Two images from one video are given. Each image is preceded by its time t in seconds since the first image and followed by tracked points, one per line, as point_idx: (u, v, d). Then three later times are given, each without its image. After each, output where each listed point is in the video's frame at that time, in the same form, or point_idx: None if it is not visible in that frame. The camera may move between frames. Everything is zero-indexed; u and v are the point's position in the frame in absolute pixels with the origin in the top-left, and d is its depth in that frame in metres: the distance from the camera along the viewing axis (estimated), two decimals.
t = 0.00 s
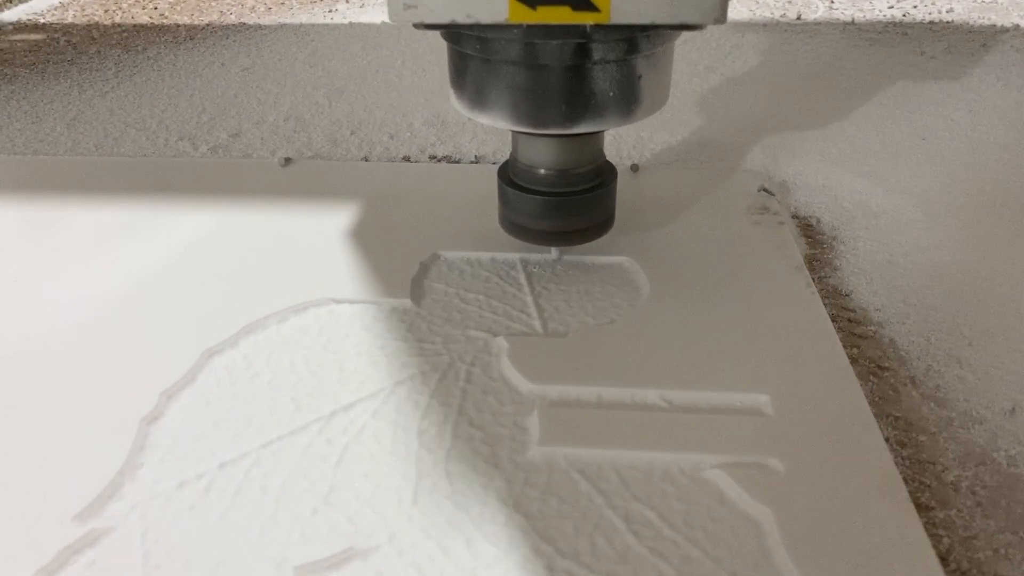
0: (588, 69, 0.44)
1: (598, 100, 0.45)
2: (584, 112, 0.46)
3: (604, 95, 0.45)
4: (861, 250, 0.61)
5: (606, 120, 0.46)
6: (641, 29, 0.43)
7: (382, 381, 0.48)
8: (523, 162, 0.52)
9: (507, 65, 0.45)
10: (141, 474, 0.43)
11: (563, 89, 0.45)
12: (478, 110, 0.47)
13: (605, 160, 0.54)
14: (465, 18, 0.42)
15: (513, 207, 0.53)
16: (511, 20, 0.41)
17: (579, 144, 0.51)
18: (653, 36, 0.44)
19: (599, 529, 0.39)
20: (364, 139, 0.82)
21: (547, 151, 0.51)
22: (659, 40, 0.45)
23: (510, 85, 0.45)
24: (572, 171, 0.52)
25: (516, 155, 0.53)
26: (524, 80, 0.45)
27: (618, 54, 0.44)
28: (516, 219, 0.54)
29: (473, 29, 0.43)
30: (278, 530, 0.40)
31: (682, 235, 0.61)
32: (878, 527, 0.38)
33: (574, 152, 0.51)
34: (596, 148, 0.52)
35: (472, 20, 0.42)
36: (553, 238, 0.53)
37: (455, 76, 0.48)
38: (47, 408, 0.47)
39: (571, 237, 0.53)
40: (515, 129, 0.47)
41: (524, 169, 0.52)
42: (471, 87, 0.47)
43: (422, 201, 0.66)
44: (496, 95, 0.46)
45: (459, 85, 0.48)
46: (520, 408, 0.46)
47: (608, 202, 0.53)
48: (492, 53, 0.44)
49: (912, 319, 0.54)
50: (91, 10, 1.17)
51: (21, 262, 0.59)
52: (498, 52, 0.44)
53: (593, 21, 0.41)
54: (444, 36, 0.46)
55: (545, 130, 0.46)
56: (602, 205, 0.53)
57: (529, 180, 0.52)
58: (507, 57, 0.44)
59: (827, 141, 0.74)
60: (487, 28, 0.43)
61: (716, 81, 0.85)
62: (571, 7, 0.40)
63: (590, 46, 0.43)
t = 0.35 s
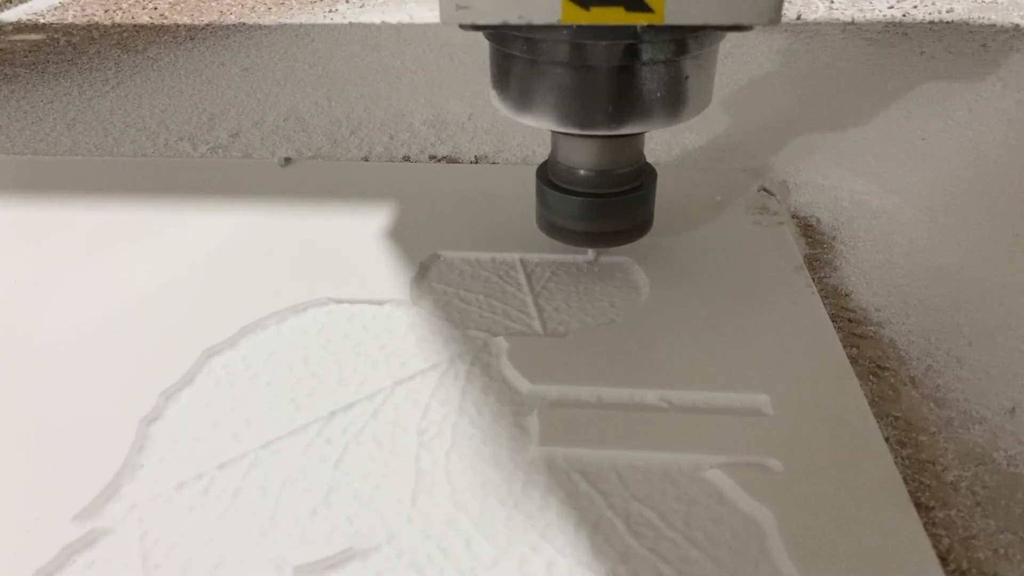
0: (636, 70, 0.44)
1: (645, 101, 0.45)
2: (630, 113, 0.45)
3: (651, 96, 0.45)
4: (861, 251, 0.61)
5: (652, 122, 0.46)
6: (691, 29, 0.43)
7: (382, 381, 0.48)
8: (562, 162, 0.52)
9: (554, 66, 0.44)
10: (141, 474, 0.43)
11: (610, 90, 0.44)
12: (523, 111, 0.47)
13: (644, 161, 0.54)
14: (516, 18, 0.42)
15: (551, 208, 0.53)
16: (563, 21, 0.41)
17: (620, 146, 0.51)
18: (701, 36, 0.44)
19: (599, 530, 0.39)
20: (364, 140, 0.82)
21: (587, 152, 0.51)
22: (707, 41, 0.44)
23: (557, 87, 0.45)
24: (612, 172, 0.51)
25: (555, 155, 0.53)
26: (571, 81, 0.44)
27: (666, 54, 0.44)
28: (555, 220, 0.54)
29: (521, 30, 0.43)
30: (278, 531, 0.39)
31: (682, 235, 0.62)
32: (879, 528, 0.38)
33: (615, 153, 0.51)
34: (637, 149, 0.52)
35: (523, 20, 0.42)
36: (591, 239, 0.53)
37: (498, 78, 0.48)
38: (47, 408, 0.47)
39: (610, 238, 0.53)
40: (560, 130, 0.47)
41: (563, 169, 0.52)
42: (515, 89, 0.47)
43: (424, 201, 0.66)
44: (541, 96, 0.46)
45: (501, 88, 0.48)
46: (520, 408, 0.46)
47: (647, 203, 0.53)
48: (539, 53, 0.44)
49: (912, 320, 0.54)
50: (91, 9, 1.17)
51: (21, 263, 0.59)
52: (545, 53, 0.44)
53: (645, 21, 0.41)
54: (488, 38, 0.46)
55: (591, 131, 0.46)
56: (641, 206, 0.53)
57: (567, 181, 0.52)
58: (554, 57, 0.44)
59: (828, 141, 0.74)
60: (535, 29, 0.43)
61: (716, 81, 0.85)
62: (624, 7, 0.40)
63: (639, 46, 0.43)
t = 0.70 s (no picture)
0: (680, 64, 0.44)
1: (688, 96, 0.45)
2: (672, 108, 0.45)
3: (694, 91, 0.45)
4: (861, 253, 0.61)
5: (695, 117, 0.46)
6: (735, 24, 0.43)
7: (382, 381, 0.48)
8: (597, 159, 0.52)
9: (596, 61, 0.44)
10: (141, 475, 0.43)
11: (653, 85, 0.44)
12: (562, 107, 0.47)
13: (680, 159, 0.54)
14: (563, 13, 0.42)
15: (585, 204, 0.53)
16: (610, 15, 0.41)
17: (658, 142, 0.50)
18: (745, 30, 0.44)
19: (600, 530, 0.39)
20: (365, 140, 0.82)
21: (624, 149, 0.51)
22: (750, 36, 0.44)
23: (599, 82, 0.45)
24: (648, 170, 0.51)
25: (591, 152, 0.53)
26: (613, 75, 0.44)
27: (710, 48, 0.43)
28: (590, 217, 0.53)
29: (564, 25, 0.43)
30: (278, 531, 0.39)
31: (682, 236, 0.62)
32: (880, 528, 0.38)
33: (652, 150, 0.51)
34: (674, 146, 0.52)
35: (569, 15, 0.42)
36: (626, 238, 0.53)
37: (538, 74, 0.48)
38: (48, 408, 0.47)
39: (645, 236, 0.53)
40: (601, 126, 0.46)
41: (598, 166, 0.52)
42: (555, 85, 0.47)
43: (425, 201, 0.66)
44: (582, 92, 0.46)
45: (541, 85, 0.48)
46: (520, 408, 0.46)
47: (682, 201, 0.53)
48: (582, 48, 0.44)
49: (912, 320, 0.54)
50: (91, 10, 1.18)
51: (22, 262, 0.59)
52: (587, 48, 0.44)
53: (694, 16, 0.41)
54: (528, 33, 0.46)
55: (632, 127, 0.46)
56: (677, 204, 0.52)
57: (602, 178, 0.52)
58: (597, 52, 0.44)
59: (829, 141, 0.74)
60: (580, 23, 0.43)
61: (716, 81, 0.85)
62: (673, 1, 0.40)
63: (684, 40, 0.43)
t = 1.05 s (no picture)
0: (640, 69, 0.44)
1: (648, 100, 0.45)
2: (633, 113, 0.45)
3: (654, 96, 0.45)
4: (863, 254, 0.61)
5: (656, 122, 0.46)
6: (693, 29, 0.43)
7: (386, 382, 0.48)
8: (564, 162, 0.52)
9: (557, 66, 0.44)
10: (144, 474, 0.43)
11: (613, 90, 0.44)
12: (525, 111, 0.47)
13: (646, 161, 0.54)
14: (520, 18, 0.42)
15: (552, 207, 0.53)
16: (567, 20, 0.41)
17: (622, 146, 0.51)
18: (705, 36, 0.44)
19: (603, 530, 0.39)
20: (366, 140, 0.82)
21: (589, 152, 0.51)
22: (711, 40, 0.44)
23: (560, 86, 0.45)
24: (614, 172, 0.51)
25: (557, 155, 0.53)
26: (574, 80, 0.44)
27: (669, 54, 0.43)
28: (556, 220, 0.53)
29: (524, 30, 0.43)
30: (281, 531, 0.39)
31: (685, 237, 0.62)
32: (883, 528, 0.38)
33: (617, 153, 0.51)
34: (639, 149, 0.52)
35: (527, 20, 0.42)
36: (593, 240, 0.53)
37: (502, 78, 0.48)
38: (51, 408, 0.47)
39: (611, 239, 0.53)
40: (563, 130, 0.47)
41: (565, 169, 0.52)
42: (518, 89, 0.47)
43: (426, 201, 0.66)
44: (544, 96, 0.46)
45: (505, 88, 0.48)
46: (523, 409, 0.46)
47: (648, 204, 0.53)
48: (543, 53, 0.44)
49: (915, 322, 0.54)
50: (93, 11, 1.18)
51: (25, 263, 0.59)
52: (548, 53, 0.44)
53: (650, 21, 0.41)
54: (491, 38, 0.46)
55: (594, 131, 0.46)
56: (643, 206, 0.53)
57: (569, 181, 0.52)
58: (558, 57, 0.44)
59: (830, 142, 0.74)
60: (540, 28, 0.43)
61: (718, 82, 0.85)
62: (628, 7, 0.41)
63: (643, 46, 0.43)
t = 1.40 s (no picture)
0: (602, 57, 0.43)
1: (611, 90, 0.44)
2: (596, 103, 0.44)
3: (617, 85, 0.44)
4: (878, 252, 0.60)
5: (619, 112, 0.44)
6: (656, 15, 0.41)
7: (389, 382, 0.46)
8: (531, 155, 0.51)
9: (518, 54, 0.43)
10: (138, 476, 0.41)
11: (574, 78, 0.43)
12: (486, 101, 0.46)
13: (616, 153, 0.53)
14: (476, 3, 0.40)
15: (520, 201, 0.52)
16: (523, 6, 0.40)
17: (589, 138, 0.49)
18: (668, 22, 0.42)
19: (617, 535, 0.37)
20: (367, 137, 0.80)
21: (555, 145, 0.50)
22: (675, 27, 0.43)
23: (521, 75, 0.44)
24: (581, 165, 0.50)
25: (524, 147, 0.52)
26: (535, 69, 0.43)
27: (632, 41, 0.42)
28: (524, 214, 0.52)
29: (482, 17, 0.42)
30: (281, 535, 0.38)
31: (694, 235, 0.60)
32: (909, 533, 0.37)
33: (584, 145, 0.50)
34: (607, 141, 0.51)
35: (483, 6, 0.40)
36: (561, 233, 0.52)
37: (464, 66, 0.46)
38: (43, 408, 0.45)
39: (580, 232, 0.52)
40: (525, 120, 0.45)
41: (532, 162, 0.51)
42: (480, 78, 0.45)
43: (429, 198, 0.65)
44: (505, 85, 0.44)
45: (467, 77, 0.47)
46: (531, 408, 0.44)
47: (617, 197, 0.52)
48: (502, 41, 0.43)
49: (935, 321, 0.52)
50: (91, 10, 1.16)
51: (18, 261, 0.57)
52: (508, 40, 0.43)
53: (609, 6, 0.39)
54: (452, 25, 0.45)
55: (556, 122, 0.45)
56: (612, 199, 0.52)
57: (536, 174, 0.51)
58: (517, 45, 0.42)
59: (840, 140, 0.73)
60: (497, 15, 0.41)
61: (725, 80, 0.84)
62: None
63: (604, 33, 0.41)
